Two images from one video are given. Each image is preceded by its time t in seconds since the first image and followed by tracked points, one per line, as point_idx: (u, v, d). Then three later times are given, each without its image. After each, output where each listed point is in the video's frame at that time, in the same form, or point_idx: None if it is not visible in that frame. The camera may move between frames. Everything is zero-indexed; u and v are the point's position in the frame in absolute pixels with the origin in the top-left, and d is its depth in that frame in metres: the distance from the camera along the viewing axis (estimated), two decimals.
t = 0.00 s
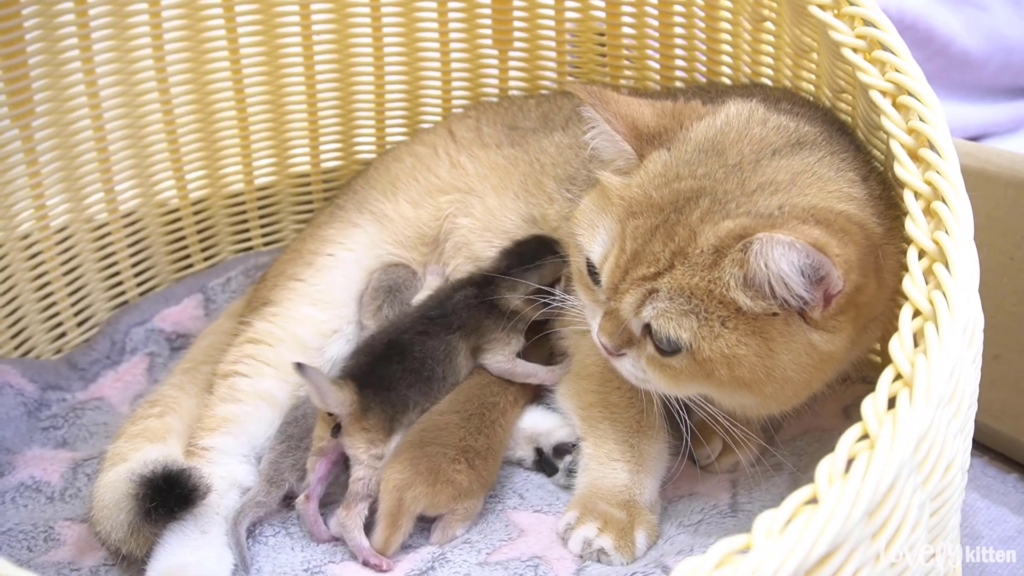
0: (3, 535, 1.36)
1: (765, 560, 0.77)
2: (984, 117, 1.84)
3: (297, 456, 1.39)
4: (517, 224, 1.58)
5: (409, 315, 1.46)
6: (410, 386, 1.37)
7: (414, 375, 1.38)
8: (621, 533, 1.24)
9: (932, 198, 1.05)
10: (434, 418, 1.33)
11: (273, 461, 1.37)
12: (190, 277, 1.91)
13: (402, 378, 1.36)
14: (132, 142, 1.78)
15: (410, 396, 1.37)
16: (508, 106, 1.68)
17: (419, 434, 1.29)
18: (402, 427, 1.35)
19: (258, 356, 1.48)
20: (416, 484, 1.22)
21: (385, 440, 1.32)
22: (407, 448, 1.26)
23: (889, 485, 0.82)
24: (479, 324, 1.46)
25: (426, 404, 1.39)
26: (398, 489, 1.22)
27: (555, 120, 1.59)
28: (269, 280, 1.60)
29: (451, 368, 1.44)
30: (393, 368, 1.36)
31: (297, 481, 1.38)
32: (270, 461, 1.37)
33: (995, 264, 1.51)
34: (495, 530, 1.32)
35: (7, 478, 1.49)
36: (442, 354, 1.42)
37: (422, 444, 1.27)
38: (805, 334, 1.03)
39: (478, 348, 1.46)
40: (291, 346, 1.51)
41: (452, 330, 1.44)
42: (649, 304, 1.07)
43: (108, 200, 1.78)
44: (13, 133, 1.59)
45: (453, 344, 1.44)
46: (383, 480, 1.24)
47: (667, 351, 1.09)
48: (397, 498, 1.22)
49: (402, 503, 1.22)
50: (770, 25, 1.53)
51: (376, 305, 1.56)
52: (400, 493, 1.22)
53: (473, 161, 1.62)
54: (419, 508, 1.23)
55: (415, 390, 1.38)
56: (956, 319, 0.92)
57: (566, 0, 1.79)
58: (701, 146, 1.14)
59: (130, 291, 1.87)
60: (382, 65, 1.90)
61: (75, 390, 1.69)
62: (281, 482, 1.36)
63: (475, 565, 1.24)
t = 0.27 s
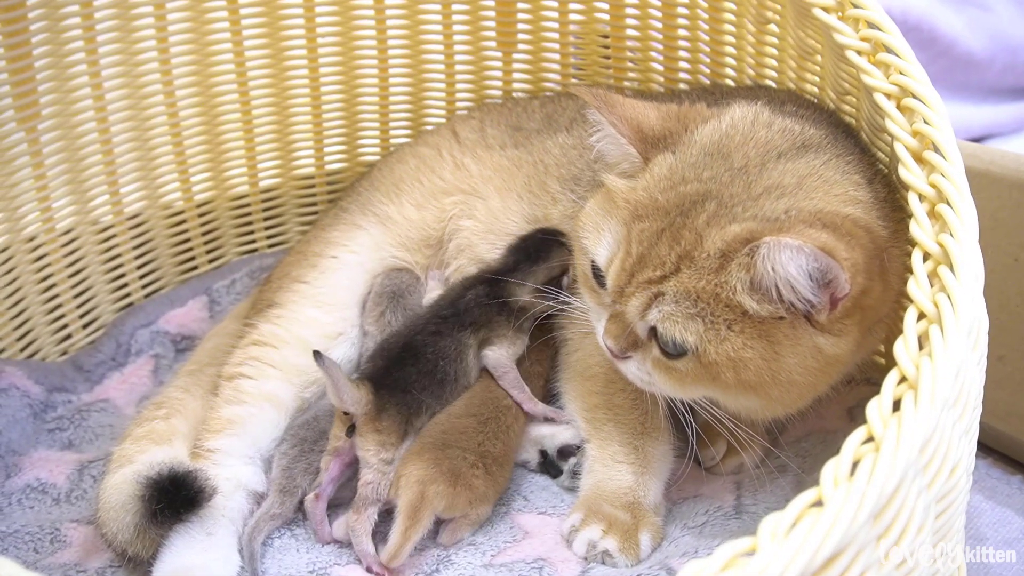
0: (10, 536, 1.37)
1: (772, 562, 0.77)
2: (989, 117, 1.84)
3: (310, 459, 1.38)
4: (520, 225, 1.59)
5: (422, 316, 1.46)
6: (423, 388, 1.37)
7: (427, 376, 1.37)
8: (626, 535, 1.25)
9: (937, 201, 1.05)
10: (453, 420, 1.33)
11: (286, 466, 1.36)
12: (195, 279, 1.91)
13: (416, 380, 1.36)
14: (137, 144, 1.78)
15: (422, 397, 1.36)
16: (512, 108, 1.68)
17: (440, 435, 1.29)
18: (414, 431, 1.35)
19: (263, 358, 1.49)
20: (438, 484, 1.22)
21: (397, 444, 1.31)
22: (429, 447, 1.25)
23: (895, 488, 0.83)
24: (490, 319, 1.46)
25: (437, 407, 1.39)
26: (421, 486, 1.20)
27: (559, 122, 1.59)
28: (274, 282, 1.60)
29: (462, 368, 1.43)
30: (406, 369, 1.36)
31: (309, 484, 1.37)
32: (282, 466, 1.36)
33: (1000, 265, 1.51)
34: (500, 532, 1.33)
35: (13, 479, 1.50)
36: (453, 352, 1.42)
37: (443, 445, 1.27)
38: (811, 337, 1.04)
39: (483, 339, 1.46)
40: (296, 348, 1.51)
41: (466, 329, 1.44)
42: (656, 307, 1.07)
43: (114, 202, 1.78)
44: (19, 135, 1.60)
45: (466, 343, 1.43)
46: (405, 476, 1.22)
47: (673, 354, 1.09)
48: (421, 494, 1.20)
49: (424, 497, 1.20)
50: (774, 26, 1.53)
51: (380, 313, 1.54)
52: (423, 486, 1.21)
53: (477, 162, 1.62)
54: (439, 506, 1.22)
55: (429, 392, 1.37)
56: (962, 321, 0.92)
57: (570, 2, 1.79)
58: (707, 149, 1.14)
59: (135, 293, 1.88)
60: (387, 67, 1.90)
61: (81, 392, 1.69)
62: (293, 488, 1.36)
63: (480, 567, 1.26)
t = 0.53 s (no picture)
0: (11, 536, 1.37)
1: (771, 562, 0.77)
2: (988, 117, 1.84)
3: (315, 462, 1.38)
4: (520, 225, 1.59)
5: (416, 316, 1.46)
6: (423, 387, 1.36)
7: (427, 375, 1.37)
8: (626, 534, 1.25)
9: (936, 201, 1.05)
10: (464, 420, 1.34)
11: (291, 470, 1.36)
12: (195, 279, 1.92)
13: (415, 379, 1.36)
14: (137, 144, 1.78)
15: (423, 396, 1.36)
16: (512, 108, 1.68)
17: (453, 434, 1.30)
18: (414, 431, 1.34)
19: (263, 358, 1.49)
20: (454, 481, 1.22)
21: (394, 445, 1.31)
22: (443, 446, 1.26)
23: (894, 488, 0.83)
24: (484, 309, 1.47)
25: (438, 406, 1.39)
26: (439, 483, 1.21)
27: (559, 123, 1.59)
28: (275, 282, 1.61)
29: (463, 365, 1.44)
30: (403, 370, 1.35)
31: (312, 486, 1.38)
32: (286, 470, 1.36)
33: (999, 265, 1.51)
34: (500, 531, 1.33)
35: (14, 479, 1.50)
36: (452, 350, 1.42)
37: (457, 444, 1.28)
38: (811, 337, 1.04)
39: (492, 341, 1.49)
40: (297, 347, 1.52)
41: (464, 325, 1.44)
42: (656, 307, 1.07)
43: (114, 202, 1.79)
44: (19, 135, 1.60)
45: (463, 339, 1.44)
46: (421, 473, 1.23)
47: (673, 354, 1.09)
48: (438, 489, 1.21)
49: (445, 488, 1.21)
50: (774, 27, 1.53)
51: (391, 310, 1.55)
52: (444, 476, 1.22)
53: (478, 163, 1.62)
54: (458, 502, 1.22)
55: (428, 389, 1.37)
56: (961, 321, 0.92)
57: (570, 2, 1.79)
58: (707, 149, 1.15)
59: (136, 293, 1.88)
60: (387, 68, 1.91)
61: (81, 392, 1.70)
62: (297, 493, 1.36)
63: (480, 567, 1.26)
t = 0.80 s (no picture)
0: (13, 541, 1.37)
1: (772, 567, 0.78)
2: (986, 120, 1.85)
3: (317, 470, 1.38)
4: (521, 230, 1.58)
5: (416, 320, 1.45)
6: (420, 389, 1.34)
7: (422, 377, 1.35)
8: (627, 538, 1.25)
9: (935, 205, 1.05)
10: (472, 424, 1.34)
11: (293, 476, 1.37)
12: (196, 283, 1.92)
13: (409, 381, 1.34)
14: (138, 149, 1.79)
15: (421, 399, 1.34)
16: (511, 113, 1.69)
17: (463, 439, 1.30)
18: (413, 434, 1.32)
19: (264, 362, 1.49)
20: (470, 485, 1.23)
21: (394, 446, 1.29)
22: (454, 450, 1.27)
23: (894, 492, 0.83)
24: (484, 321, 1.46)
25: (437, 410, 1.36)
26: (456, 488, 1.22)
27: (559, 127, 1.60)
28: (276, 286, 1.61)
29: (461, 372, 1.42)
30: (398, 371, 1.34)
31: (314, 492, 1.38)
32: (290, 476, 1.37)
33: (998, 268, 1.51)
34: (502, 535, 1.33)
35: (16, 484, 1.50)
36: (448, 354, 1.40)
37: (468, 449, 1.29)
38: (811, 342, 1.04)
39: (483, 352, 1.46)
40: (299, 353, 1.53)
41: (462, 331, 1.43)
42: (656, 312, 1.07)
43: (114, 207, 1.79)
44: (20, 141, 1.60)
45: (461, 346, 1.42)
46: (435, 476, 1.23)
47: (674, 358, 1.10)
48: (457, 494, 1.21)
49: (470, 490, 1.22)
50: (772, 31, 1.54)
51: (392, 313, 1.55)
52: (461, 480, 1.23)
53: (477, 167, 1.63)
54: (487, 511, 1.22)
55: (427, 392, 1.35)
56: (959, 326, 0.93)
57: (569, 7, 1.80)
58: (707, 154, 1.15)
59: (136, 298, 1.89)
60: (386, 72, 1.91)
61: (82, 396, 1.70)
62: (299, 499, 1.37)
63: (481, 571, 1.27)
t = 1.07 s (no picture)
0: (12, 544, 1.37)
1: (770, 570, 0.77)
2: (984, 122, 1.85)
3: (309, 475, 1.38)
4: (519, 232, 1.58)
5: (411, 331, 1.46)
6: (413, 404, 1.35)
7: (415, 391, 1.36)
8: (626, 541, 1.25)
9: (932, 208, 1.05)
10: (466, 429, 1.34)
11: (286, 482, 1.37)
12: (195, 286, 1.92)
13: (404, 395, 1.35)
14: (137, 152, 1.79)
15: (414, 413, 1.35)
16: (510, 115, 1.69)
17: (457, 443, 1.30)
18: (405, 446, 1.32)
19: (263, 366, 1.50)
20: (466, 494, 1.23)
21: (390, 458, 1.29)
22: (449, 455, 1.27)
23: (892, 495, 0.83)
24: (481, 341, 1.47)
25: (428, 423, 1.37)
26: (454, 498, 1.22)
27: (558, 130, 1.60)
28: (275, 289, 1.61)
29: (452, 386, 1.42)
30: (393, 383, 1.35)
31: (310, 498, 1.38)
32: (282, 482, 1.37)
33: (997, 271, 1.51)
34: (501, 538, 1.34)
35: (15, 487, 1.50)
36: (442, 368, 1.40)
37: (463, 453, 1.29)
38: (811, 346, 1.04)
39: (472, 361, 1.45)
40: (298, 355, 1.52)
41: (458, 348, 1.44)
42: (657, 315, 1.08)
43: (114, 210, 1.79)
44: (20, 143, 1.60)
45: (456, 360, 1.43)
46: (431, 485, 1.24)
47: (673, 362, 1.10)
48: (457, 507, 1.21)
49: (462, 502, 1.22)
50: (770, 34, 1.54)
51: (383, 315, 1.56)
52: (455, 492, 1.23)
53: (477, 170, 1.63)
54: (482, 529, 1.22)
55: (421, 407, 1.36)
56: (958, 329, 0.93)
57: (568, 10, 1.80)
58: (707, 158, 1.15)
59: (136, 300, 1.89)
60: (386, 75, 1.91)
61: (82, 399, 1.70)
62: (295, 503, 1.36)
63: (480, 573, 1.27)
